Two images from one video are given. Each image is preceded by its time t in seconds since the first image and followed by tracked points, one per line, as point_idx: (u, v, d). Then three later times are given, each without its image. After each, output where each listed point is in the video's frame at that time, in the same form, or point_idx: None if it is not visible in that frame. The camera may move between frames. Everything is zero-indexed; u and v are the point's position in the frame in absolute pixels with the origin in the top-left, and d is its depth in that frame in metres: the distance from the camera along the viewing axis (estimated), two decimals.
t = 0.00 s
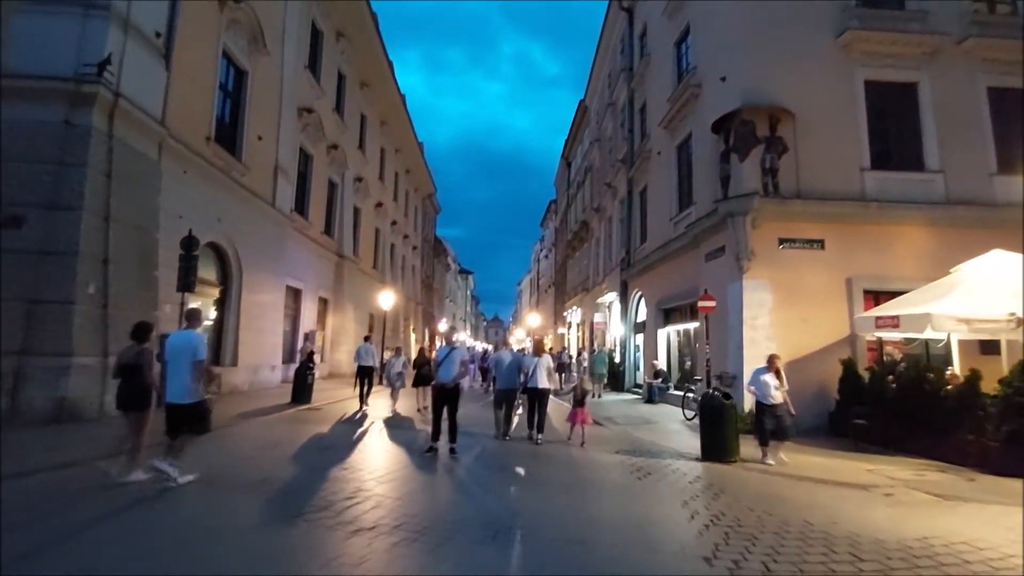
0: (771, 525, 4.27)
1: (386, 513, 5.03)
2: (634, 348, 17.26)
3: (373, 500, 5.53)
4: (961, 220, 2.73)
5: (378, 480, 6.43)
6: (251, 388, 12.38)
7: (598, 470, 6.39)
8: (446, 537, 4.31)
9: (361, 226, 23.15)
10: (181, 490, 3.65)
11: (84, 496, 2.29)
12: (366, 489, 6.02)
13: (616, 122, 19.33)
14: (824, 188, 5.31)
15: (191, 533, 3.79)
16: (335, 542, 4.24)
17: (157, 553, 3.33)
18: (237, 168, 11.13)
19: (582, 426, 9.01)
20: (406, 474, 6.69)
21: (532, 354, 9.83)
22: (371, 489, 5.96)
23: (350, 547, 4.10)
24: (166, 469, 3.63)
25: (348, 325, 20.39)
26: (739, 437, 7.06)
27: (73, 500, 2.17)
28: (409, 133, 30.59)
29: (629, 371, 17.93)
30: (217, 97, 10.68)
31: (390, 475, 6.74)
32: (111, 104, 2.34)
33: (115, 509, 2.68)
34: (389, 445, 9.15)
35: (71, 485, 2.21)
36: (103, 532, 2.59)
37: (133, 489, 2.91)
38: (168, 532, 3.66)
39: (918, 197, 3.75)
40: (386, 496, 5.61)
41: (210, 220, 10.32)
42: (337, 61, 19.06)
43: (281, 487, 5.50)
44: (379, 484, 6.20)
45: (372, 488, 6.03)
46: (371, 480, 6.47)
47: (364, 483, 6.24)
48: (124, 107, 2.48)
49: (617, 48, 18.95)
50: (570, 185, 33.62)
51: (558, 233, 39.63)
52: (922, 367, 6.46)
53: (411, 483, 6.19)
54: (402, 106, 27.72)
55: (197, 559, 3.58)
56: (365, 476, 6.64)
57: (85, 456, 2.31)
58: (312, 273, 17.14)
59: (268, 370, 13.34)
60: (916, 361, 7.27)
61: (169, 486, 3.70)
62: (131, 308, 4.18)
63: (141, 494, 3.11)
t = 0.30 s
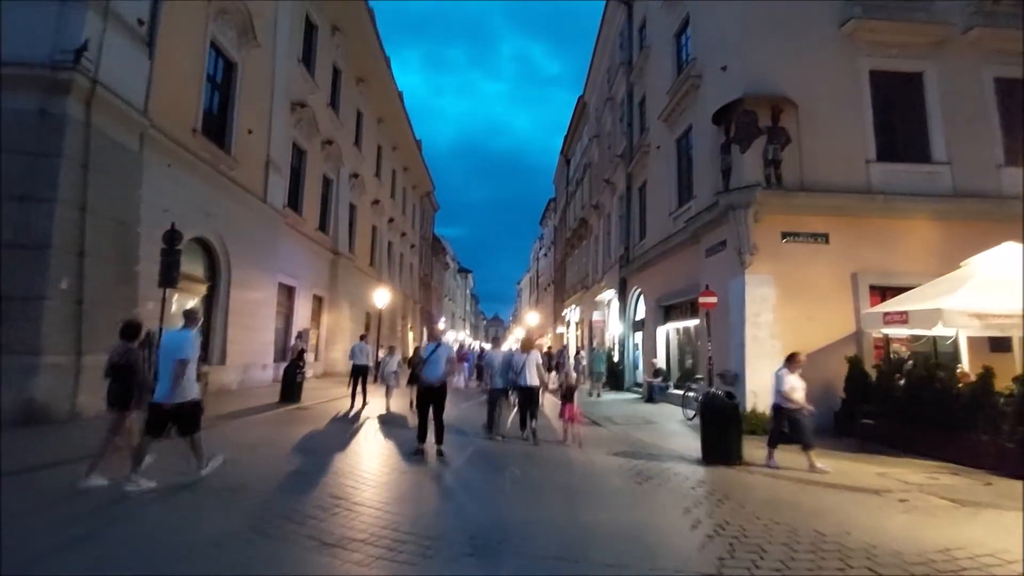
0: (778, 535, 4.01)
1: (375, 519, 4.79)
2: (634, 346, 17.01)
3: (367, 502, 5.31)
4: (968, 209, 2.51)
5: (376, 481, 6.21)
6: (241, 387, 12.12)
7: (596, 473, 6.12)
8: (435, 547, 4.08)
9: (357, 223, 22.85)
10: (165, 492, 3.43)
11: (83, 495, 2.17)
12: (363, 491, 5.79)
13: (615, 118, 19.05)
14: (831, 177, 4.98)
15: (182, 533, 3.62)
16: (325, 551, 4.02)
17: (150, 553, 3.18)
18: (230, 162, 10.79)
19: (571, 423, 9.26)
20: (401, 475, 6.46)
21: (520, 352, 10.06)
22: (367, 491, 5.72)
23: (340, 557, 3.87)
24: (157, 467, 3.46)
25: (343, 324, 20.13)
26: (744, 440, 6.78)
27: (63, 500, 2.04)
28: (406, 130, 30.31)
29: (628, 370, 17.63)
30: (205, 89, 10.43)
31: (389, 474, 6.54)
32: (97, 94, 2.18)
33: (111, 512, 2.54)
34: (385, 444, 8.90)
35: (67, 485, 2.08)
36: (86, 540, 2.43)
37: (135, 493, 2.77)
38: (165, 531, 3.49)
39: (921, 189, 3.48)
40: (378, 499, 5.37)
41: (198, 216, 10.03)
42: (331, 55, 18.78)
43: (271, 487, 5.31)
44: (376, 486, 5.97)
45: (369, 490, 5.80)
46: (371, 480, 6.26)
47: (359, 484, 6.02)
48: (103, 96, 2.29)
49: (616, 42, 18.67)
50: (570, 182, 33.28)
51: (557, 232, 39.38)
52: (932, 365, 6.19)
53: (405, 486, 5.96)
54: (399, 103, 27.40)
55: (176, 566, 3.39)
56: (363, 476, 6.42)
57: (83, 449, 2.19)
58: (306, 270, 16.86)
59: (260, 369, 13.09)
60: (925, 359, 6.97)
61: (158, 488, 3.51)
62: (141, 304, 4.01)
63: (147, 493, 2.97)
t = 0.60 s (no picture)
0: (787, 554, 3.74)
1: (361, 527, 4.54)
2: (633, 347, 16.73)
3: (362, 509, 5.05)
4: (966, 212, 2.28)
5: (374, 486, 5.95)
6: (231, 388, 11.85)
7: (592, 481, 5.85)
8: (424, 561, 3.81)
9: (353, 222, 22.54)
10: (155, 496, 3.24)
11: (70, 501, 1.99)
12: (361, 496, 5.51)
13: (615, 115, 18.79)
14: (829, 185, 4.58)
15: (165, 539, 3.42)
16: (308, 562, 3.78)
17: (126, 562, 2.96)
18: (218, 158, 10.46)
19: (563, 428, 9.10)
20: (392, 480, 6.18)
21: (513, 355, 10.15)
22: (364, 497, 5.45)
23: (328, 569, 3.62)
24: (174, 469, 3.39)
25: (338, 324, 19.85)
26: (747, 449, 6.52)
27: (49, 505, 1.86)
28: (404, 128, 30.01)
29: (627, 371, 17.35)
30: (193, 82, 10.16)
31: (384, 477, 6.27)
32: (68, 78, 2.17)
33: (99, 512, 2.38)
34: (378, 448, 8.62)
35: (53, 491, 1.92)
36: (70, 542, 2.27)
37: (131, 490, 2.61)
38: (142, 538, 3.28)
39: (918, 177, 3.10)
40: (369, 507, 5.10)
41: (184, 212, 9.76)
42: (325, 51, 18.52)
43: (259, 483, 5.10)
44: (379, 492, 5.69)
45: (367, 497, 5.51)
46: (368, 484, 5.99)
47: (356, 489, 5.75)
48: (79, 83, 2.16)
49: (615, 38, 18.41)
50: (569, 181, 32.95)
51: (556, 232, 39.07)
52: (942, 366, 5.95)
53: (395, 493, 5.68)
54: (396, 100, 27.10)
55: (150, 575, 3.19)
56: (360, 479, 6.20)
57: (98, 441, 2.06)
58: (299, 269, 16.58)
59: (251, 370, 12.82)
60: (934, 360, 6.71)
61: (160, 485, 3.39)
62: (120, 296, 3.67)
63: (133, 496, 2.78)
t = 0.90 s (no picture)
0: (803, 564, 3.43)
1: (347, 531, 4.24)
2: (635, 344, 16.43)
3: (355, 509, 4.82)
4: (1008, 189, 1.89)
5: (367, 483, 5.66)
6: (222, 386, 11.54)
7: (591, 484, 5.57)
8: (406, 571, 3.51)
9: (351, 218, 22.26)
10: (136, 499, 3.06)
11: (58, 490, 1.87)
12: (351, 495, 5.24)
13: (615, 108, 18.47)
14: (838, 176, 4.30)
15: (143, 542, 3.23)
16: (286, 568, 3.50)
17: (103, 568, 2.77)
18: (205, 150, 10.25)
19: (560, 427, 8.84)
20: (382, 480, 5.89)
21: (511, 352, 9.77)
22: (356, 495, 5.19)
23: (322, 571, 3.44)
24: (152, 476, 3.12)
25: (335, 321, 19.57)
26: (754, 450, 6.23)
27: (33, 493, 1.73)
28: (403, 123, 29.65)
29: (628, 369, 17.02)
30: (179, 69, 9.84)
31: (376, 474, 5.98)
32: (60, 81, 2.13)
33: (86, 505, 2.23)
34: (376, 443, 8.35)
35: (23, 485, 1.75)
36: (60, 536, 2.13)
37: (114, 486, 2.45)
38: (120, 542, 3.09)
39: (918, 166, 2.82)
40: (353, 509, 4.79)
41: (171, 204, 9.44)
42: (321, 44, 18.22)
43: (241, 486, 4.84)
44: (372, 490, 5.42)
45: (360, 495, 5.24)
46: (360, 482, 5.69)
47: (348, 486, 5.48)
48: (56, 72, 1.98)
49: (616, 30, 18.09)
50: (570, 177, 32.62)
51: (557, 230, 38.75)
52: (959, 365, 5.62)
53: (384, 494, 5.37)
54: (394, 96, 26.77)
55: None
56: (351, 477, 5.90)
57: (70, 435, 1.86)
58: (294, 265, 16.30)
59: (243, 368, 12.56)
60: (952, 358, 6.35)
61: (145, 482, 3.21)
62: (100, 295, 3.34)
63: (99, 498, 2.56)
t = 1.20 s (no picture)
0: None
1: (327, 541, 3.97)
2: (635, 344, 16.16)
3: (338, 515, 4.55)
4: None
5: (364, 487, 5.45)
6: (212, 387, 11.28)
7: (589, 495, 5.27)
8: None
9: (347, 217, 21.98)
10: (90, 513, 2.79)
11: None
12: (352, 499, 5.04)
13: (615, 105, 18.22)
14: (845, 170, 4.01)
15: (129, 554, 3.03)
16: None
17: None
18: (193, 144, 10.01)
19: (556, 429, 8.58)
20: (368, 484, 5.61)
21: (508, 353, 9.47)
22: (358, 499, 4.99)
23: None
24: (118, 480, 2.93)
25: (331, 321, 19.30)
26: (763, 456, 5.95)
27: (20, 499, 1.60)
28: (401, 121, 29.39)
29: (628, 370, 16.74)
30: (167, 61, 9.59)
31: (370, 477, 5.74)
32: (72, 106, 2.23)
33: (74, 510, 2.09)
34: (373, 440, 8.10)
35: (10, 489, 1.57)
36: None
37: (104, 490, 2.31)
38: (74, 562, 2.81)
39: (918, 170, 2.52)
40: (336, 516, 4.52)
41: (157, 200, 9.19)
42: (317, 40, 17.98)
43: (227, 496, 4.58)
44: (371, 493, 5.22)
45: (362, 498, 5.05)
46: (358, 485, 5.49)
47: (347, 490, 5.27)
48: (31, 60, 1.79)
49: (615, 26, 17.85)
50: (569, 176, 32.40)
51: (557, 229, 38.47)
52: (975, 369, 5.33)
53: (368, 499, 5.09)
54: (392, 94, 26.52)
55: None
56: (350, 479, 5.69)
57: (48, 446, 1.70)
58: (289, 264, 16.02)
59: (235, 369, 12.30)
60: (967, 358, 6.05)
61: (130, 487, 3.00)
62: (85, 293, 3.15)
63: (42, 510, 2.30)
